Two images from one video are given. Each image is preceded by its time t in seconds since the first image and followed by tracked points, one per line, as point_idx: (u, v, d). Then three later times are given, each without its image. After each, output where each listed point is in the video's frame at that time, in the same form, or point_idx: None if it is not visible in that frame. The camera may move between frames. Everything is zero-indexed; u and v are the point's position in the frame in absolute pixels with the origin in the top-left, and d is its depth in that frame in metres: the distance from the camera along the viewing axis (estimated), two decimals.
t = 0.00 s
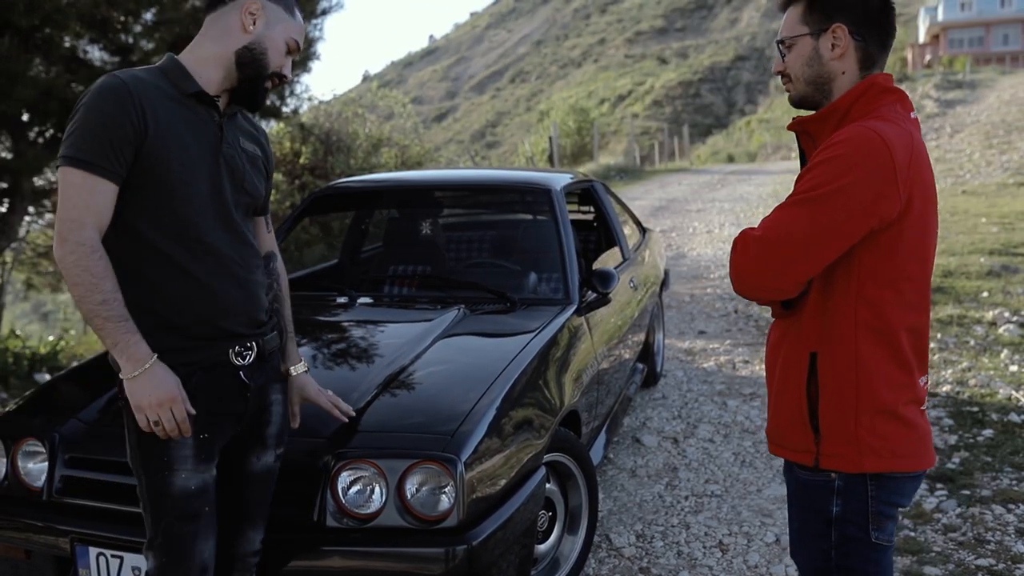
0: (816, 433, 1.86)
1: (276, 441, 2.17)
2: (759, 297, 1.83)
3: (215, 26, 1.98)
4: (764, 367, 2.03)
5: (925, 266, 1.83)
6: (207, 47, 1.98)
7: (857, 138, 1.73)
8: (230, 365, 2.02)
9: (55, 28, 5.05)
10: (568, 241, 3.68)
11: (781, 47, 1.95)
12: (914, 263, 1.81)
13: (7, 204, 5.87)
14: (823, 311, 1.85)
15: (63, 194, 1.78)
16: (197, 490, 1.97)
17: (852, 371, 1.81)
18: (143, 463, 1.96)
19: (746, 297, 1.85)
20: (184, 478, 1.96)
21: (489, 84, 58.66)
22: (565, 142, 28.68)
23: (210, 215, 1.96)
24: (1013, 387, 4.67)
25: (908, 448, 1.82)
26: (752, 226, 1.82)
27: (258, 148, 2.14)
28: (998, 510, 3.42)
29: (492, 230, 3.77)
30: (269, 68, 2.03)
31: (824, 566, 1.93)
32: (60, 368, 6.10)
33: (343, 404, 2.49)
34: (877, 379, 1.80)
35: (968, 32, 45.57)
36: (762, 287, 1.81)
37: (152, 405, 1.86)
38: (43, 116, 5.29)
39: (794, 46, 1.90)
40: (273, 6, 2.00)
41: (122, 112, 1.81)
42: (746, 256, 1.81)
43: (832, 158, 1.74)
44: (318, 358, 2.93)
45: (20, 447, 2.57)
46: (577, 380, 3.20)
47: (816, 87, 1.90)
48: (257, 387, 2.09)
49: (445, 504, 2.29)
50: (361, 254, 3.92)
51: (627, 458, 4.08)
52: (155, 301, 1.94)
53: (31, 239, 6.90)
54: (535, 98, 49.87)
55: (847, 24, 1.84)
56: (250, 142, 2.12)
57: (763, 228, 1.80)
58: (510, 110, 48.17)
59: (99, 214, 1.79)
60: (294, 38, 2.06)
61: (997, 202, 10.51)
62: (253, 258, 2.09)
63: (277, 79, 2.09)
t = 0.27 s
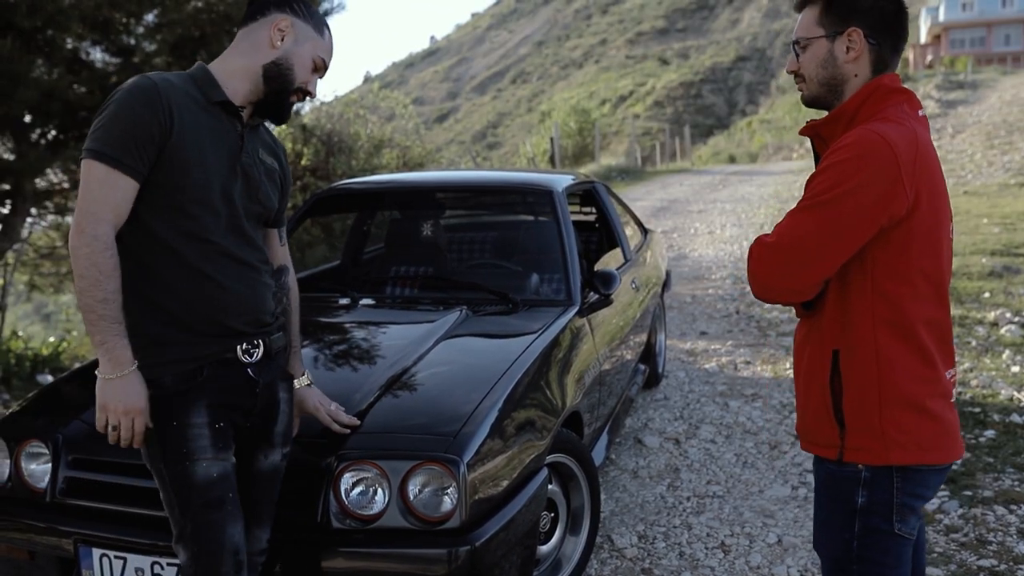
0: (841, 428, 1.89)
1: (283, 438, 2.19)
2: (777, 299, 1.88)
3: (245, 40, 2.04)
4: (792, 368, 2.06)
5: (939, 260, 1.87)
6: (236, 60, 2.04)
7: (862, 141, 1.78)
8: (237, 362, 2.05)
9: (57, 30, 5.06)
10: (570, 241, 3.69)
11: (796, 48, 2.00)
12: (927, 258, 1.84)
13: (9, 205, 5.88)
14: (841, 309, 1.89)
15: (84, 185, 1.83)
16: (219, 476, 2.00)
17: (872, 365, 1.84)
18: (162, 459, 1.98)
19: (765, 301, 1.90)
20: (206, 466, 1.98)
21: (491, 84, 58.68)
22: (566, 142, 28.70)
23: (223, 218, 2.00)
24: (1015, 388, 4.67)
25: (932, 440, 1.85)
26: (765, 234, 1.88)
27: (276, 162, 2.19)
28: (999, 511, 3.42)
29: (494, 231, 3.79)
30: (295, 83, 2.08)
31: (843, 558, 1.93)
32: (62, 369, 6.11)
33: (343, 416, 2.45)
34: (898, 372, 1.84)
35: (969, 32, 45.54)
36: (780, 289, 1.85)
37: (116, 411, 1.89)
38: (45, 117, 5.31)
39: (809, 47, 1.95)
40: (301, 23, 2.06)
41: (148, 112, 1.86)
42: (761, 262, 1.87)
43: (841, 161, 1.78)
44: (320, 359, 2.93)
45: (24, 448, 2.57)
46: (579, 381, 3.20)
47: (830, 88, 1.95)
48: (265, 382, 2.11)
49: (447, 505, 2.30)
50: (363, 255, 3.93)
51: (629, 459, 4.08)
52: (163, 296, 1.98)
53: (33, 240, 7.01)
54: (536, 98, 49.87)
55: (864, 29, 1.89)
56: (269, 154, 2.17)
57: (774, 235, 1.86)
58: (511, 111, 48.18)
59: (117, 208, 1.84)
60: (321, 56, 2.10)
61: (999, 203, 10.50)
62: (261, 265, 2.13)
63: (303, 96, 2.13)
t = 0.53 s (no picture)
0: (867, 424, 1.88)
1: (279, 436, 2.19)
2: (798, 299, 1.89)
3: (261, 46, 2.06)
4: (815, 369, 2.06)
5: (954, 254, 1.89)
6: (250, 66, 2.05)
7: (872, 140, 1.80)
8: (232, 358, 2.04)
9: (56, 29, 5.07)
10: (569, 241, 3.69)
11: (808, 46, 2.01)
12: (942, 252, 1.86)
13: (9, 205, 5.89)
14: (861, 306, 1.90)
15: (92, 175, 1.83)
16: (225, 469, 2.00)
17: (894, 360, 1.85)
18: (166, 458, 1.98)
19: (785, 301, 1.92)
20: (212, 461, 1.98)
21: (491, 84, 58.68)
22: (566, 142, 28.71)
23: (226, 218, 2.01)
24: (1014, 388, 4.67)
25: (957, 432, 1.85)
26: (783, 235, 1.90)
27: (283, 168, 2.18)
28: (998, 510, 3.42)
29: (494, 230, 3.80)
30: (305, 92, 2.08)
31: (863, 550, 1.93)
32: (61, 368, 6.12)
33: (341, 417, 2.45)
34: (921, 365, 1.84)
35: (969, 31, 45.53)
36: (801, 286, 1.86)
37: (97, 401, 1.87)
38: (44, 116, 5.31)
39: (823, 48, 1.96)
40: (316, 34, 2.07)
41: (162, 109, 1.87)
42: (779, 263, 1.89)
43: (853, 160, 1.81)
44: (319, 359, 2.93)
45: (22, 448, 2.57)
46: (578, 381, 3.20)
47: (840, 89, 1.96)
48: (261, 380, 2.11)
49: (446, 505, 2.30)
50: (362, 254, 3.94)
51: (628, 458, 4.08)
52: (162, 290, 1.98)
53: (33, 239, 6.97)
54: (536, 98, 49.88)
55: (879, 35, 1.90)
56: (278, 160, 2.17)
57: (792, 236, 1.88)
58: (511, 110, 48.19)
59: (124, 201, 1.85)
60: (334, 68, 2.11)
61: (998, 202, 10.50)
62: (261, 267, 2.13)
63: (313, 105, 2.12)
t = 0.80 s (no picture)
0: (874, 419, 1.89)
1: (277, 438, 2.19)
2: (809, 293, 1.89)
3: (255, 46, 2.06)
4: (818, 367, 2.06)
5: (963, 252, 1.91)
6: (246, 64, 2.05)
7: (889, 134, 1.81)
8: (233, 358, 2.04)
9: (56, 29, 5.08)
10: (568, 241, 3.68)
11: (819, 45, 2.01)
12: (953, 249, 1.88)
13: (8, 205, 5.88)
14: (871, 302, 1.91)
15: (96, 178, 1.83)
16: (220, 475, 2.00)
17: (903, 356, 1.86)
18: (162, 458, 1.98)
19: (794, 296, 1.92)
20: (208, 466, 1.98)
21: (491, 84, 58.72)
22: (566, 142, 28.71)
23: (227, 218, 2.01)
24: (1013, 388, 4.67)
25: (964, 429, 1.86)
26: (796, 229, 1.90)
27: (278, 165, 2.17)
28: (997, 511, 3.42)
29: (494, 231, 3.79)
30: (301, 89, 2.07)
31: (867, 545, 1.94)
32: (60, 368, 6.12)
33: (338, 417, 2.45)
34: (930, 362, 1.85)
35: (969, 31, 45.51)
36: (812, 282, 1.87)
37: (148, 397, 1.89)
38: (44, 116, 5.32)
39: (835, 47, 1.96)
40: (309, 30, 2.06)
41: (164, 110, 1.87)
42: (790, 257, 1.90)
43: (865, 156, 1.82)
44: (318, 359, 2.93)
45: (21, 448, 2.57)
46: (576, 381, 3.20)
47: (850, 89, 1.97)
48: (261, 381, 2.10)
49: (444, 505, 2.29)
50: (361, 254, 3.94)
51: (627, 458, 4.08)
52: (163, 291, 1.98)
53: (32, 239, 6.90)
54: (536, 98, 49.87)
55: (891, 37, 1.91)
56: (273, 157, 2.15)
57: (805, 230, 1.88)
58: (511, 110, 48.19)
59: (130, 203, 1.84)
60: (329, 63, 2.10)
61: (998, 203, 10.49)
62: (260, 266, 2.13)
63: (309, 102, 2.12)
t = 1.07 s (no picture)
0: (866, 413, 1.90)
1: (279, 438, 2.16)
2: (807, 284, 1.91)
3: (238, 38, 2.06)
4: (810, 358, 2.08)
5: (960, 251, 1.92)
6: (235, 56, 2.06)
7: (894, 130, 1.82)
8: (234, 360, 2.04)
9: (55, 28, 5.09)
10: (567, 239, 3.69)
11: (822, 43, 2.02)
12: (950, 248, 1.89)
13: (7, 203, 5.89)
14: (866, 296, 1.92)
15: (95, 180, 1.84)
16: (203, 483, 2.00)
17: (897, 352, 1.87)
18: (151, 459, 1.98)
19: (789, 287, 1.93)
20: (193, 472, 1.98)
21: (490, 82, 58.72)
22: (565, 141, 28.71)
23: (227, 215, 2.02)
24: (1011, 385, 4.68)
25: (955, 427, 1.87)
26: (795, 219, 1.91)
27: (277, 158, 2.18)
28: (994, 507, 3.43)
29: (490, 228, 3.81)
30: (293, 66, 2.07)
31: (869, 543, 1.95)
32: (60, 366, 6.13)
33: (337, 413, 2.46)
34: (923, 359, 1.86)
35: (969, 29, 45.50)
36: (808, 276, 1.88)
37: (157, 397, 1.89)
38: (44, 114, 5.33)
39: (839, 45, 1.97)
40: (286, 6, 2.05)
41: (160, 111, 1.88)
42: (787, 246, 1.90)
43: (869, 151, 1.83)
44: (316, 356, 2.93)
45: (20, 445, 2.58)
46: (574, 378, 3.21)
47: (856, 86, 1.98)
48: (262, 382, 2.08)
49: (442, 501, 2.30)
50: (360, 252, 3.95)
51: (625, 456, 4.09)
52: (165, 289, 1.98)
53: (32, 237, 6.89)
54: (536, 96, 49.85)
55: (896, 34, 1.92)
56: (270, 151, 2.16)
57: (803, 220, 1.89)
58: (511, 109, 48.18)
59: (130, 204, 1.85)
60: (313, 33, 2.09)
61: (996, 201, 10.50)
62: (263, 261, 2.14)
63: (307, 76, 2.12)
